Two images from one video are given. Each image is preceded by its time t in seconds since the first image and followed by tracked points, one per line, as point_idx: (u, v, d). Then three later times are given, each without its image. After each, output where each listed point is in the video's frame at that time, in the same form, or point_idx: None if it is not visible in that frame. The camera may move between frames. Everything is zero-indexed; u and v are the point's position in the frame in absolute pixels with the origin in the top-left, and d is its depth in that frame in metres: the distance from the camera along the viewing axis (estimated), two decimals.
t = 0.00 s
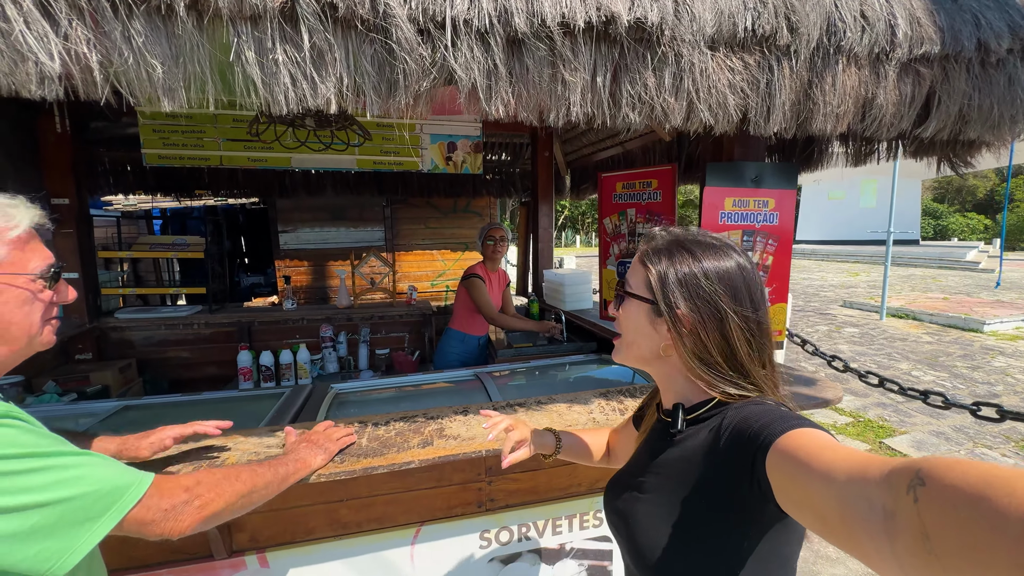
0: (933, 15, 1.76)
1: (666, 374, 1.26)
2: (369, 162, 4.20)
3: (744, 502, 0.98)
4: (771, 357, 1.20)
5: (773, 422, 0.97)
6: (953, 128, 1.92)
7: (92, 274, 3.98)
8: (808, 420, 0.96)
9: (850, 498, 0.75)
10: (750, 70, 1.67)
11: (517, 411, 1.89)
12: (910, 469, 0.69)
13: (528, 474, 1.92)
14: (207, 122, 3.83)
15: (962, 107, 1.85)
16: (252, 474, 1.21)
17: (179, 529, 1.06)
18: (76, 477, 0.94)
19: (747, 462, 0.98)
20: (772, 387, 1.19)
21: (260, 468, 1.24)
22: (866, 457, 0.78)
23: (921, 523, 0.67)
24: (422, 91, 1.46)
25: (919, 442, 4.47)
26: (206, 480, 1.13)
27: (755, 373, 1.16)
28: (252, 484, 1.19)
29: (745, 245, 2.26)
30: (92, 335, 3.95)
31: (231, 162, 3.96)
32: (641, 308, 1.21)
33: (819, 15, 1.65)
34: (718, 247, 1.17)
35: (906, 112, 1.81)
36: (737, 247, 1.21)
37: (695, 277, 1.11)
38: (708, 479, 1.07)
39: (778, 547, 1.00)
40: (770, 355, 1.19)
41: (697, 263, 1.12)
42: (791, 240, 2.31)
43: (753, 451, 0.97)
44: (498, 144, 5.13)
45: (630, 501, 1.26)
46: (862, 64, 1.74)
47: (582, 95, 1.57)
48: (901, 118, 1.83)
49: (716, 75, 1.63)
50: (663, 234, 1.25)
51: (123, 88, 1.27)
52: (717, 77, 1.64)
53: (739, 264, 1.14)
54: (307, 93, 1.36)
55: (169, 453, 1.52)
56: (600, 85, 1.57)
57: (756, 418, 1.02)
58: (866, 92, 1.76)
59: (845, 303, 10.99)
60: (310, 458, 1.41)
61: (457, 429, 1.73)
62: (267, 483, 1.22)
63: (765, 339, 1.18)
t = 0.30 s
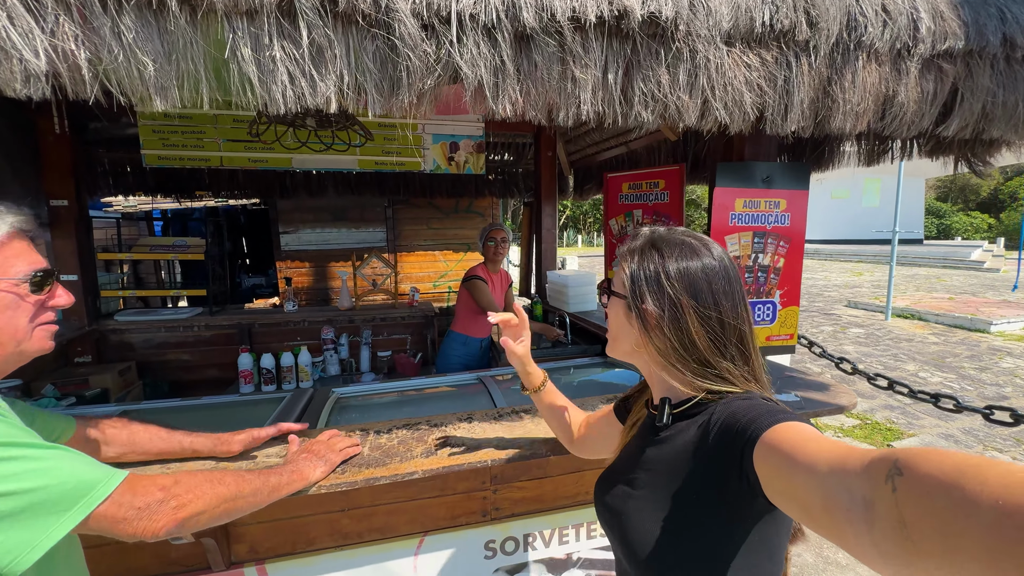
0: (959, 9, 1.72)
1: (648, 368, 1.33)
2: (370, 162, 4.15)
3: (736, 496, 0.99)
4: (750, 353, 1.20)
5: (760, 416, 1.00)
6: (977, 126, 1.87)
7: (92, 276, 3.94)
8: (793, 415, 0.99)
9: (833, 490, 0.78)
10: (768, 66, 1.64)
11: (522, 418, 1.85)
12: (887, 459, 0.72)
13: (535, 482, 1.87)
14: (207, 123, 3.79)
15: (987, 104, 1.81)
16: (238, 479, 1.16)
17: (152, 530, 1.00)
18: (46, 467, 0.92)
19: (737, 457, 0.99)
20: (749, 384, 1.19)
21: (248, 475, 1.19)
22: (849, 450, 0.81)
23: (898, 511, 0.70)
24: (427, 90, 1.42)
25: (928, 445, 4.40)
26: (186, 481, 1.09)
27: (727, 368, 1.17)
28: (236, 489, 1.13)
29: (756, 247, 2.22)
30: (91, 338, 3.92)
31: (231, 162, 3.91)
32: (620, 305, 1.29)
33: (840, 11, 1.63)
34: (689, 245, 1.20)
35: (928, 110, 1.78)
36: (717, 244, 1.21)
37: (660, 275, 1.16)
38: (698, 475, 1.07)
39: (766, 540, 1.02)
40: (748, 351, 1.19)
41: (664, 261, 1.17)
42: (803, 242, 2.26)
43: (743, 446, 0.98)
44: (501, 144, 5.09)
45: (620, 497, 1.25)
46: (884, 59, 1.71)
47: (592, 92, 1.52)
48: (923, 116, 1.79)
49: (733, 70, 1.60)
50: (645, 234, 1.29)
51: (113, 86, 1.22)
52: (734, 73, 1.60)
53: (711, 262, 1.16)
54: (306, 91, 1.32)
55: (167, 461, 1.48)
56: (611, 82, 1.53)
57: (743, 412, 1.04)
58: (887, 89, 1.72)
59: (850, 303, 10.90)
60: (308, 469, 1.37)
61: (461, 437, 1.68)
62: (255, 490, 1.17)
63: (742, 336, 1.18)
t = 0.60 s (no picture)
0: None
1: (650, 358, 1.33)
2: (367, 159, 4.11)
3: (739, 486, 1.01)
4: (750, 342, 1.22)
5: (762, 407, 1.02)
6: (1001, 113, 1.87)
7: (85, 275, 3.87)
8: (795, 405, 1.01)
9: (837, 478, 0.79)
10: (784, 47, 1.65)
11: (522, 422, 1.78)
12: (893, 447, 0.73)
13: (535, 488, 1.80)
14: (202, 119, 3.72)
15: (1012, 90, 1.81)
16: (217, 484, 1.08)
17: (116, 537, 0.92)
18: None
19: (740, 447, 1.01)
20: (749, 373, 1.20)
21: (227, 481, 1.11)
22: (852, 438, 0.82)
23: (902, 499, 0.71)
24: (417, 72, 1.37)
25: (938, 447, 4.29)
26: (158, 486, 1.01)
27: (729, 357, 1.19)
28: (213, 495, 1.05)
29: (766, 244, 2.13)
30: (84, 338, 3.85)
31: (229, 158, 3.86)
32: (622, 296, 1.29)
33: None
34: (691, 235, 1.20)
35: (953, 95, 1.78)
36: (719, 236, 1.22)
37: (663, 266, 1.16)
38: (701, 467, 1.09)
39: (768, 529, 1.05)
40: (748, 340, 1.21)
41: (667, 252, 1.17)
42: (814, 239, 2.18)
43: (744, 436, 1.00)
44: (501, 141, 5.02)
45: (621, 489, 1.27)
46: (907, 42, 1.71)
47: (595, 73, 1.50)
48: (948, 101, 1.79)
49: (748, 49, 1.60)
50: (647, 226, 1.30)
51: (76, 67, 1.16)
52: (750, 52, 1.60)
53: (713, 253, 1.17)
54: (285, 72, 1.26)
55: (149, 469, 1.41)
56: (616, 63, 1.52)
57: (745, 403, 1.06)
58: (911, 74, 1.73)
59: (855, 303, 10.79)
60: (295, 478, 1.29)
61: (458, 443, 1.60)
62: (232, 498, 1.08)
63: (742, 325, 1.20)
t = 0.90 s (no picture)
0: None
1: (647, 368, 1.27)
2: (363, 160, 4.06)
3: (738, 499, 0.99)
4: (748, 354, 1.19)
5: (758, 417, 1.00)
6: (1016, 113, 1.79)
7: (76, 280, 3.80)
8: (790, 416, 0.99)
9: (829, 490, 0.78)
10: (788, 43, 1.58)
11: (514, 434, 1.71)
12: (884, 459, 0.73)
13: (529, 503, 1.73)
14: (194, 120, 3.67)
15: None
16: (182, 510, 1.07)
17: (66, 569, 0.90)
18: None
19: (737, 460, 0.98)
20: (746, 386, 1.17)
21: (194, 506, 1.09)
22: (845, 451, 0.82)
23: (893, 511, 0.70)
24: (395, 69, 1.33)
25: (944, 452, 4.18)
26: (118, 514, 1.00)
27: (727, 370, 1.16)
28: (175, 522, 1.04)
29: (767, 249, 2.06)
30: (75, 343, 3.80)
31: (222, 160, 3.81)
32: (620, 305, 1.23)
33: None
34: (691, 246, 1.16)
35: (966, 95, 1.72)
36: (718, 247, 1.19)
37: (663, 277, 1.11)
38: (699, 479, 1.06)
39: (768, 541, 1.03)
40: (745, 352, 1.18)
41: (667, 262, 1.12)
42: (819, 243, 2.10)
43: (741, 447, 0.97)
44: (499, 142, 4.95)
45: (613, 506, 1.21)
46: (918, 39, 1.65)
47: (586, 71, 1.45)
48: (961, 100, 1.72)
49: (748, 47, 1.53)
50: (644, 235, 1.25)
51: (25, 65, 1.09)
52: (750, 49, 1.54)
53: (712, 264, 1.13)
54: (250, 70, 1.21)
55: (122, 488, 1.35)
56: (608, 59, 1.45)
57: (742, 415, 1.03)
58: (921, 73, 1.66)
59: (857, 304, 10.70)
60: (272, 500, 1.22)
61: (446, 458, 1.54)
62: (199, 524, 1.06)
63: (739, 337, 1.16)
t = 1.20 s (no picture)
0: None
1: (661, 374, 1.22)
2: (361, 160, 4.00)
3: (755, 507, 0.95)
4: (766, 361, 1.15)
5: (776, 423, 0.96)
6: None
7: (70, 282, 3.76)
8: (810, 422, 0.94)
9: (847, 497, 0.74)
10: (794, 33, 1.54)
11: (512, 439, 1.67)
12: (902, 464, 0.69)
13: (528, 509, 1.68)
14: (190, 120, 3.64)
15: None
16: (162, 523, 1.05)
17: None
18: None
19: (755, 467, 0.94)
20: (764, 393, 1.12)
21: (177, 521, 1.08)
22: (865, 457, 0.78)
23: (914, 518, 0.66)
24: (383, 61, 1.31)
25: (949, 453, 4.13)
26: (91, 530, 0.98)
27: (746, 376, 1.11)
28: (154, 536, 1.02)
29: (771, 249, 2.02)
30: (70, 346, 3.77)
31: (218, 160, 3.78)
32: (635, 309, 1.18)
33: None
34: (708, 250, 1.12)
35: (978, 87, 1.68)
36: (733, 251, 1.15)
37: (681, 280, 1.07)
38: (714, 486, 1.03)
39: (787, 550, 0.99)
40: (763, 358, 1.14)
41: (685, 266, 1.08)
42: (823, 242, 2.06)
43: (759, 455, 0.93)
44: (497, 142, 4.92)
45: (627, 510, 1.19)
46: (929, 29, 1.61)
47: (584, 61, 1.41)
48: (973, 92, 1.68)
49: (753, 37, 1.50)
50: (657, 238, 1.21)
51: None
52: (755, 40, 1.50)
53: (730, 268, 1.10)
54: (230, 61, 1.19)
55: (106, 495, 1.31)
56: (607, 50, 1.42)
57: (760, 421, 0.98)
58: (933, 64, 1.63)
59: (860, 303, 10.63)
60: (259, 509, 1.18)
61: (441, 464, 1.49)
62: (181, 538, 1.04)
63: (757, 343, 1.12)
